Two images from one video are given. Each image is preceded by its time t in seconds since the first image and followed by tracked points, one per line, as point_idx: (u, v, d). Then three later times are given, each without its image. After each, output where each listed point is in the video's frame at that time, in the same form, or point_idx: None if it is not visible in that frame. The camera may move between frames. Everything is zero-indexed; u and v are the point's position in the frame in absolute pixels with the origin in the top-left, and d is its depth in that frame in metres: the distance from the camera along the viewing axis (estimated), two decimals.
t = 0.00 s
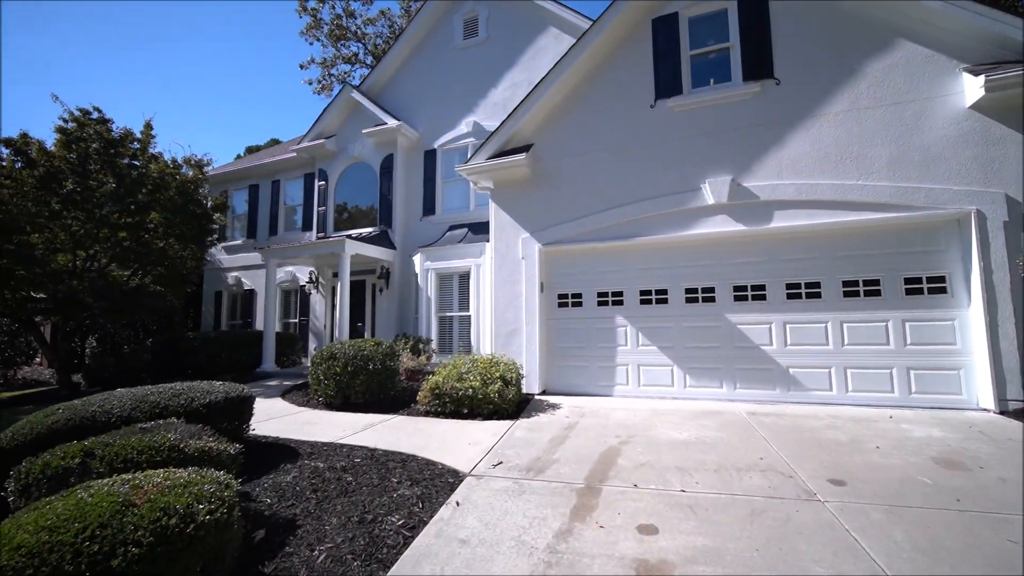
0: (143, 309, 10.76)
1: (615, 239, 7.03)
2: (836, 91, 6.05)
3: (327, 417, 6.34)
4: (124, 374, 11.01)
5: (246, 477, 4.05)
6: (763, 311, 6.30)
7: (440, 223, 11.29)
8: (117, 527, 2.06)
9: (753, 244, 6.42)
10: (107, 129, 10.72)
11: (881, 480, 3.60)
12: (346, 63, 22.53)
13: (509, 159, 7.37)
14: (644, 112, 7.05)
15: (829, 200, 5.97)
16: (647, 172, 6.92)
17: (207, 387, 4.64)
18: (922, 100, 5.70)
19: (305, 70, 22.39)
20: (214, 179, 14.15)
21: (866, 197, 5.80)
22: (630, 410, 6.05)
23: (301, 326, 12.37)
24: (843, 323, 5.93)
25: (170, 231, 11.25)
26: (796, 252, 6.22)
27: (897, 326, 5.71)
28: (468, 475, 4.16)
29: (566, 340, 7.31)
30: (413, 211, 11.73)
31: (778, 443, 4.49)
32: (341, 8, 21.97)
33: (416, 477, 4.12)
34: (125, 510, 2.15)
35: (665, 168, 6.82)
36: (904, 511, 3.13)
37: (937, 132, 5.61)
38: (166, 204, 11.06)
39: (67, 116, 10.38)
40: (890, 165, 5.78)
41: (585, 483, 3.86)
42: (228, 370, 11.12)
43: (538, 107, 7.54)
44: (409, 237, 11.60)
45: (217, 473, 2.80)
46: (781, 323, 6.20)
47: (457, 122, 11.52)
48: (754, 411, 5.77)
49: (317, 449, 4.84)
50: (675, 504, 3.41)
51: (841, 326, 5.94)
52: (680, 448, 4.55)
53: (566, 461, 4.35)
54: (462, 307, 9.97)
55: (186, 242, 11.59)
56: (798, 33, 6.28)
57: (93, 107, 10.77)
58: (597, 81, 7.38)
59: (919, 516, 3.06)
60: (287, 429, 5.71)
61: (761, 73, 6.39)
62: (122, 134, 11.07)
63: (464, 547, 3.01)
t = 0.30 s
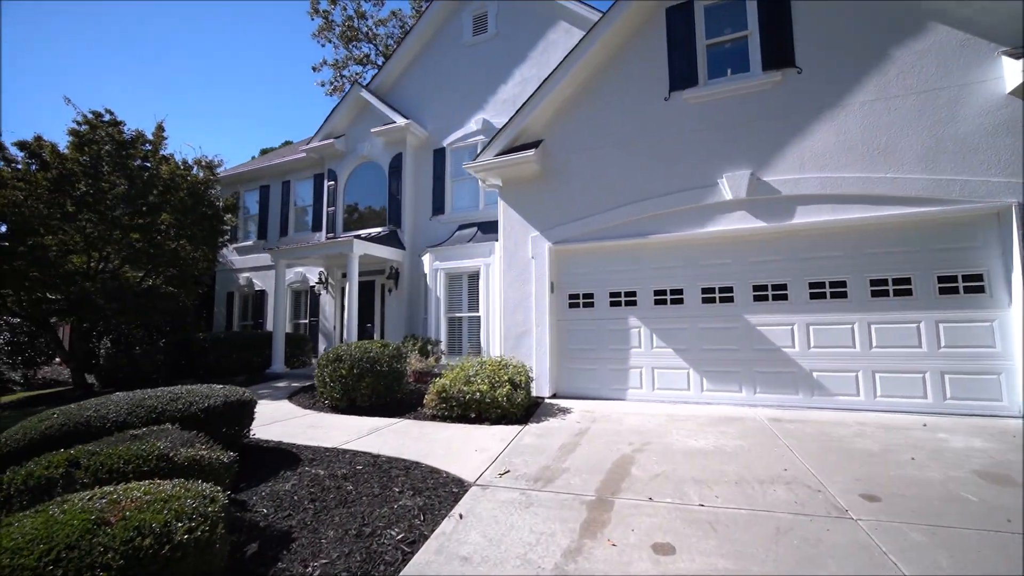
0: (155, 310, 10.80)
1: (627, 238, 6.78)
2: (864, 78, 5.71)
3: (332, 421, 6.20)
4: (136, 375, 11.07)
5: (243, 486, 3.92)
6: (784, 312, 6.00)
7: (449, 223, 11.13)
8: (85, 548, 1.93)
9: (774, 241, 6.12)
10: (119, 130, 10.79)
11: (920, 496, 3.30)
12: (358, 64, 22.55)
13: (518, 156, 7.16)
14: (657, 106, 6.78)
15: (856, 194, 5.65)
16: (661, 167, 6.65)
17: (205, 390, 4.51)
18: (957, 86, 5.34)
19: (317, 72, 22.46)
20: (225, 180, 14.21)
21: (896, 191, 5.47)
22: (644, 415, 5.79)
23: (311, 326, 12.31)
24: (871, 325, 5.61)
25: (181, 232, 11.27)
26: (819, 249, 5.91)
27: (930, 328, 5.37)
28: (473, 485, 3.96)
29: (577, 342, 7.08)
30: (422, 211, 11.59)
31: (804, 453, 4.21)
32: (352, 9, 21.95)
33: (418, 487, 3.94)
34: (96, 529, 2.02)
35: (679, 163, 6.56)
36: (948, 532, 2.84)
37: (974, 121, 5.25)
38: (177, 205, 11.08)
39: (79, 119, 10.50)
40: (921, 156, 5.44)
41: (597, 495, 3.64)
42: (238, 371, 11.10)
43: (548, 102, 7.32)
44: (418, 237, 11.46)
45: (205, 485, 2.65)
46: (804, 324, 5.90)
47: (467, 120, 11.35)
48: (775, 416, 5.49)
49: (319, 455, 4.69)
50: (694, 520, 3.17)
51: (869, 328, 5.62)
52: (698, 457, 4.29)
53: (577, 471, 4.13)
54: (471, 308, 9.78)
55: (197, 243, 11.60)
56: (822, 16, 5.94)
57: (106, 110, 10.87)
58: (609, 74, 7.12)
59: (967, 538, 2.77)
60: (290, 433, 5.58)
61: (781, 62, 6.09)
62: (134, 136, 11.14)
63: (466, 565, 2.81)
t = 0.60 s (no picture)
0: (168, 311, 10.84)
1: (641, 236, 6.53)
2: (894, 63, 5.37)
3: (338, 425, 6.06)
4: (149, 376, 11.13)
5: (241, 494, 3.78)
6: (808, 312, 5.70)
7: (459, 222, 10.97)
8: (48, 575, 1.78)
9: (796, 238, 5.82)
10: (130, 132, 10.88)
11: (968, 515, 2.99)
12: (370, 65, 22.54)
13: (527, 152, 6.95)
14: (672, 97, 6.52)
15: (885, 188, 5.33)
16: (676, 161, 6.39)
17: (205, 394, 4.40)
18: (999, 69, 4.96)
19: (329, 73, 22.55)
20: (239, 182, 14.30)
21: (930, 183, 5.13)
22: (659, 421, 5.53)
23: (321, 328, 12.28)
24: (902, 326, 5.28)
25: (194, 233, 11.32)
26: (846, 246, 5.59)
27: (967, 329, 5.02)
28: (478, 496, 3.76)
29: (589, 344, 6.85)
30: (431, 210, 11.45)
31: (833, 465, 3.92)
32: (364, 11, 21.96)
33: (421, 497, 3.75)
34: (63, 552, 1.88)
35: (695, 157, 6.28)
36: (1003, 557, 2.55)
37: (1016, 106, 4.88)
38: (188, 206, 11.11)
39: (93, 122, 10.62)
40: (957, 145, 5.09)
41: (610, 509, 3.40)
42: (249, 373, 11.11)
43: (559, 95, 7.09)
44: (428, 237, 11.34)
45: (189, 499, 2.51)
46: (830, 325, 5.59)
47: (477, 117, 11.17)
48: (799, 423, 5.19)
49: (322, 461, 4.54)
50: (715, 540, 2.91)
51: (901, 329, 5.29)
52: (718, 468, 4.03)
53: (588, 481, 3.90)
54: (481, 308, 9.59)
55: (209, 243, 11.60)
56: None
57: (119, 112, 10.96)
58: (622, 65, 6.87)
59: None
60: (295, 437, 5.45)
61: (804, 49, 5.78)
62: (146, 138, 11.25)
63: None
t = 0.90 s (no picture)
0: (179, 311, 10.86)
1: (656, 234, 6.26)
2: (929, 47, 5.03)
3: (343, 429, 5.93)
4: (162, 378, 11.20)
5: (238, 504, 3.64)
6: (833, 314, 5.39)
7: (468, 221, 10.79)
8: None
9: (820, 235, 5.52)
10: (141, 134, 11.01)
11: None
12: (382, 67, 22.54)
13: (537, 149, 6.74)
14: (689, 89, 6.24)
15: (917, 181, 5.00)
16: (693, 155, 6.11)
17: (207, 398, 4.29)
18: None
19: (342, 75, 22.62)
20: (251, 183, 14.38)
21: (968, 175, 4.78)
22: (675, 427, 5.28)
23: (331, 328, 12.22)
24: (937, 328, 4.95)
25: (207, 234, 11.32)
26: (874, 243, 5.27)
27: (1010, 332, 4.67)
28: (484, 508, 3.56)
29: (601, 346, 6.61)
30: (441, 210, 11.31)
31: (866, 479, 3.63)
32: (376, 11, 21.96)
33: (424, 508, 3.57)
34: None
35: (714, 150, 6.00)
36: None
37: None
38: (199, 205, 11.09)
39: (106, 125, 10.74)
40: (999, 133, 4.73)
41: (623, 526, 3.17)
42: (259, 374, 11.10)
43: (570, 89, 6.85)
44: (437, 236, 11.19)
45: (171, 516, 2.35)
46: (857, 327, 5.27)
47: (487, 115, 10.99)
48: (825, 431, 4.89)
49: (323, 469, 4.39)
50: (738, 564, 2.66)
51: (936, 331, 4.95)
52: (740, 480, 3.77)
53: (600, 493, 3.68)
54: (490, 309, 9.40)
55: (222, 242, 11.52)
56: None
57: (131, 114, 11.05)
58: (635, 57, 6.61)
59: None
60: (299, 442, 5.32)
61: (830, 34, 5.46)
62: (158, 140, 11.40)
63: None
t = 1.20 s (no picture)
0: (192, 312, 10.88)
1: (672, 232, 5.99)
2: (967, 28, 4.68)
3: (350, 434, 5.78)
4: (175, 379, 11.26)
5: (236, 515, 3.50)
6: (863, 315, 5.07)
7: (479, 220, 10.62)
8: None
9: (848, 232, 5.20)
10: (154, 136, 11.07)
11: None
12: (394, 67, 22.50)
13: (547, 145, 6.52)
14: (706, 80, 5.96)
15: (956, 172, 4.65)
16: (712, 149, 5.83)
17: (206, 404, 4.17)
18: None
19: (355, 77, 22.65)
20: (263, 184, 14.43)
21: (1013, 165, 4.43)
22: (694, 435, 5.01)
23: (343, 329, 12.16)
24: (979, 331, 4.59)
25: (219, 234, 11.34)
26: (907, 240, 4.94)
27: None
28: (490, 523, 3.36)
29: (616, 348, 6.36)
30: (451, 209, 11.15)
31: (905, 496, 3.33)
32: (388, 12, 21.94)
33: (427, 522, 3.39)
34: None
35: (734, 143, 5.72)
36: None
37: None
38: (211, 206, 11.12)
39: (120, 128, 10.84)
40: None
41: (639, 545, 2.94)
42: (271, 375, 11.08)
43: (580, 83, 6.62)
44: (447, 236, 11.05)
45: (153, 535, 2.23)
46: (890, 329, 4.95)
47: (497, 112, 10.79)
48: (856, 440, 4.59)
49: (326, 477, 4.23)
50: None
51: (977, 334, 4.60)
52: (765, 495, 3.51)
53: (614, 508, 3.45)
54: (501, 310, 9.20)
55: (234, 243, 11.54)
56: None
57: (143, 117, 11.14)
58: (648, 48, 6.36)
59: None
60: (304, 447, 5.19)
61: (857, 19, 5.15)
62: (171, 141, 11.46)
63: None
